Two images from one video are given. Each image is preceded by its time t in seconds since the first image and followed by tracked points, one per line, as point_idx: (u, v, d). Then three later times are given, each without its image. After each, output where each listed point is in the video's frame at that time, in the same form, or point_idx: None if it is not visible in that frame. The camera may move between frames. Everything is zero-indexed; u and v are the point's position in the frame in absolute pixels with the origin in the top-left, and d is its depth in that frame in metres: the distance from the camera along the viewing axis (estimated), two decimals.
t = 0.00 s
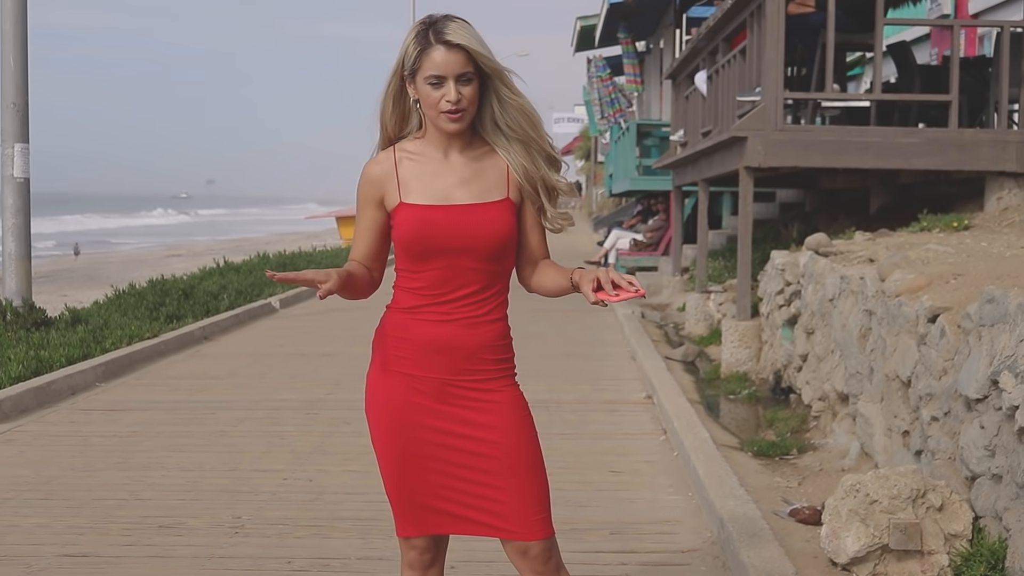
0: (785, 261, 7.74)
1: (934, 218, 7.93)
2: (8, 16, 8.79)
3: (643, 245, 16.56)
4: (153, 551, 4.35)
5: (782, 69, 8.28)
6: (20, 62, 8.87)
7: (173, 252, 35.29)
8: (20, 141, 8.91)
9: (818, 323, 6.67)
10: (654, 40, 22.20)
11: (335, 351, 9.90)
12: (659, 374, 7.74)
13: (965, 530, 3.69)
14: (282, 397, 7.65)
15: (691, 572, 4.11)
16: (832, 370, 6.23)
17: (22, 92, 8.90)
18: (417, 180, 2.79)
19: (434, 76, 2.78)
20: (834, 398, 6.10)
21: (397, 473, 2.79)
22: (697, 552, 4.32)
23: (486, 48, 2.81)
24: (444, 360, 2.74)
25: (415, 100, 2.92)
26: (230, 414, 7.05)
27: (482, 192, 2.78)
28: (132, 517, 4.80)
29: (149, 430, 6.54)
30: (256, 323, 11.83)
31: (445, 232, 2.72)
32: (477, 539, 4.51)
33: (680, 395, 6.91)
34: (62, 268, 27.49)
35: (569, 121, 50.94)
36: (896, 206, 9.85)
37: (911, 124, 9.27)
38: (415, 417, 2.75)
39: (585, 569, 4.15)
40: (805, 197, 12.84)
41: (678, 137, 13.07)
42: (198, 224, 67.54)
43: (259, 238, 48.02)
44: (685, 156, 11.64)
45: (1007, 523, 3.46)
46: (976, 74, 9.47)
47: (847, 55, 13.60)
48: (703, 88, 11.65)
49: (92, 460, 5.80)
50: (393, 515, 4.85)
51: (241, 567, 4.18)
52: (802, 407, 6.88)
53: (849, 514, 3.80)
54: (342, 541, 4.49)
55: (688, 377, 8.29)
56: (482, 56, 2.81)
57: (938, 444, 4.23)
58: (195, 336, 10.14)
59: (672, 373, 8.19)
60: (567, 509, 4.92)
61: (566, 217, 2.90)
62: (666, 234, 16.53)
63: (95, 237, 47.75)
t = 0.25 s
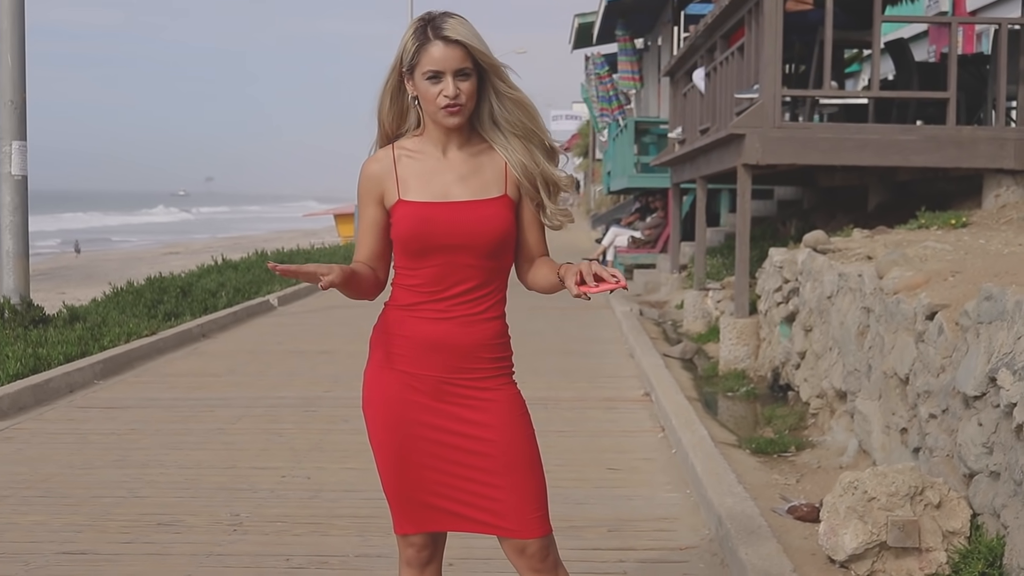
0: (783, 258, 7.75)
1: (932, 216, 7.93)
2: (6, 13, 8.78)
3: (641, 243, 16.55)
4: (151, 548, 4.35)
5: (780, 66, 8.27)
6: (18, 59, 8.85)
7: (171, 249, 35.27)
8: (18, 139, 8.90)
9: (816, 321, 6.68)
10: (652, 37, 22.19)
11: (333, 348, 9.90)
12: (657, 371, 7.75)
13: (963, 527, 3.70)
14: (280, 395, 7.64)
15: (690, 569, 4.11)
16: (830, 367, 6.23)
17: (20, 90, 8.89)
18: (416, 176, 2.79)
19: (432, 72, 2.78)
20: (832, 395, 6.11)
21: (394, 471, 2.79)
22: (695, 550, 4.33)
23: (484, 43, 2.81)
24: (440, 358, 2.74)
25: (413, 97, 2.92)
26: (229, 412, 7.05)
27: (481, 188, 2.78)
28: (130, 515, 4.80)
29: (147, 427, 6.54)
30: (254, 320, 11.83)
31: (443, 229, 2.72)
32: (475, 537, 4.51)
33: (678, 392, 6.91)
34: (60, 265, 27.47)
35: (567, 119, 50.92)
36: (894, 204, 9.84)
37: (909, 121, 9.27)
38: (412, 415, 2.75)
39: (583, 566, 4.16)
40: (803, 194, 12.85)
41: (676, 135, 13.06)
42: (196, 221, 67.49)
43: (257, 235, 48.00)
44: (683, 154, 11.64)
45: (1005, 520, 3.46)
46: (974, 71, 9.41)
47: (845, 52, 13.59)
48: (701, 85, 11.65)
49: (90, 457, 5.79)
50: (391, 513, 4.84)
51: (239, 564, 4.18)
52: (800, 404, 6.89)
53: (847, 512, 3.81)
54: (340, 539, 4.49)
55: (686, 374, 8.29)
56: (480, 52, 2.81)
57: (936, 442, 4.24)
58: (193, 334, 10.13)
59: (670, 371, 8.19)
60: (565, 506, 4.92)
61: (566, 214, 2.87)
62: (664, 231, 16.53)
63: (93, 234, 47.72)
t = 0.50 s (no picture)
0: (782, 258, 7.75)
1: (932, 216, 7.93)
2: (7, 10, 8.78)
3: (641, 242, 16.55)
4: (151, 546, 4.35)
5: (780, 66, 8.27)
6: (18, 56, 8.85)
7: (171, 247, 35.25)
8: (18, 136, 8.90)
9: (816, 321, 6.67)
10: (652, 36, 22.19)
11: (333, 346, 9.90)
12: (656, 371, 7.74)
13: (961, 527, 3.70)
14: (280, 393, 7.64)
15: (689, 569, 4.11)
16: (829, 367, 6.23)
17: (21, 87, 8.89)
18: (416, 178, 2.79)
19: (433, 80, 2.78)
20: (831, 395, 6.11)
21: (391, 470, 2.79)
22: (694, 549, 4.33)
23: (487, 51, 2.79)
24: (438, 357, 2.74)
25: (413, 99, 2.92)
26: (228, 409, 7.05)
27: (480, 188, 2.78)
28: (130, 512, 4.79)
29: (146, 425, 6.54)
30: (253, 318, 11.83)
31: (443, 229, 2.71)
32: (474, 535, 4.51)
33: (677, 391, 6.91)
34: (60, 263, 27.45)
35: (567, 117, 50.92)
36: (894, 203, 9.85)
37: (909, 121, 9.27)
38: (410, 414, 2.75)
39: (582, 565, 4.16)
40: (803, 194, 12.85)
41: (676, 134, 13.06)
42: (196, 219, 67.48)
43: (257, 233, 47.98)
44: (683, 153, 11.64)
45: (1003, 520, 3.46)
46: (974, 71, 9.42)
47: (845, 52, 13.59)
48: (700, 84, 11.64)
49: (89, 455, 5.79)
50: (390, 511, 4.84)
51: (239, 562, 4.18)
52: (799, 403, 6.89)
53: (846, 511, 3.82)
54: (339, 537, 4.49)
55: (685, 374, 8.29)
56: (482, 59, 2.80)
57: (935, 442, 4.23)
58: (193, 332, 10.13)
59: (669, 370, 8.19)
60: (563, 505, 4.93)
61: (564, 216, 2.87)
62: (663, 230, 16.53)
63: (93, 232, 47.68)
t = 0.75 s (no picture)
0: (771, 256, 7.77)
1: (920, 214, 7.95)
2: None
3: (629, 240, 16.57)
4: (140, 547, 4.33)
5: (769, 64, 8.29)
6: (4, 55, 8.80)
7: (159, 247, 35.12)
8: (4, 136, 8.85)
9: (805, 319, 6.68)
10: (640, 35, 22.21)
11: (322, 346, 9.88)
12: (646, 369, 7.75)
13: (951, 524, 3.69)
14: (269, 393, 7.62)
15: (680, 567, 4.12)
16: (818, 365, 6.24)
17: (7, 86, 8.84)
18: (415, 173, 2.78)
19: (426, 65, 2.78)
20: (820, 393, 6.12)
21: (388, 468, 2.78)
22: (684, 547, 4.33)
23: (478, 34, 2.80)
24: (437, 356, 2.73)
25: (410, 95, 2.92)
26: (217, 409, 7.03)
27: (479, 183, 2.77)
28: (119, 513, 4.77)
29: (135, 425, 6.51)
30: (242, 318, 11.79)
31: (442, 226, 2.71)
32: (465, 535, 4.51)
33: (667, 389, 6.92)
34: (46, 263, 27.32)
35: (555, 117, 50.94)
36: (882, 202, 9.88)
37: (897, 119, 9.30)
38: (409, 413, 2.74)
39: (572, 564, 4.16)
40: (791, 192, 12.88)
41: (665, 133, 13.07)
42: (183, 218, 67.30)
43: (245, 232, 47.85)
44: (671, 151, 11.66)
45: (992, 517, 3.48)
46: (961, 70, 9.45)
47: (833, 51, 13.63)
48: (689, 83, 11.66)
49: (78, 455, 5.76)
50: (381, 510, 4.83)
51: (229, 562, 4.16)
52: (788, 401, 6.90)
53: (836, 509, 3.84)
54: (330, 536, 4.48)
55: (675, 372, 8.30)
56: (474, 45, 2.81)
57: (925, 439, 4.24)
58: (181, 332, 10.10)
59: (659, 368, 8.20)
60: (554, 504, 4.93)
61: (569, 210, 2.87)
62: (652, 229, 16.55)
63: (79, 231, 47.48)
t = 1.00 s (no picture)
0: (773, 250, 7.76)
1: (922, 208, 7.95)
2: None
3: (632, 235, 16.56)
4: (143, 543, 4.34)
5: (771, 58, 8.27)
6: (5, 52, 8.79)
7: (161, 243, 35.12)
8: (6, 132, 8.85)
9: (807, 313, 6.68)
10: (642, 29, 22.19)
11: (324, 342, 9.88)
12: (649, 364, 7.74)
13: (953, 518, 3.71)
14: (272, 389, 7.62)
15: (682, 562, 4.11)
16: (821, 359, 6.24)
17: (8, 83, 8.84)
18: (419, 168, 2.78)
19: (426, 63, 2.78)
20: (823, 387, 6.12)
21: (391, 464, 2.78)
22: (687, 542, 4.33)
23: (477, 31, 2.80)
24: (439, 352, 2.73)
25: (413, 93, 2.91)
26: (219, 406, 7.03)
27: (483, 180, 2.77)
28: (121, 510, 4.78)
29: (137, 422, 6.52)
30: (244, 314, 11.79)
31: (446, 221, 2.71)
32: (467, 530, 4.51)
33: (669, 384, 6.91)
34: (48, 260, 27.31)
35: (557, 112, 50.89)
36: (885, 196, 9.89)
37: (899, 113, 9.28)
38: (412, 409, 2.74)
39: (575, 559, 4.15)
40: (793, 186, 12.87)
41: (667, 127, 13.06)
42: (185, 215, 67.32)
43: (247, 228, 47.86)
44: (673, 146, 11.65)
45: (995, 511, 3.48)
46: (963, 63, 9.44)
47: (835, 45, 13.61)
48: (690, 77, 11.65)
49: (80, 452, 5.77)
50: (384, 506, 4.84)
51: (231, 559, 4.17)
52: (791, 396, 6.90)
53: (838, 503, 3.84)
54: (332, 532, 4.48)
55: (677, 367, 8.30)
56: (473, 40, 2.80)
57: (926, 433, 4.24)
58: (183, 328, 10.10)
59: (661, 363, 8.20)
60: (555, 499, 4.93)
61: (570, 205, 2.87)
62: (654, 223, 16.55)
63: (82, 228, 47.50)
